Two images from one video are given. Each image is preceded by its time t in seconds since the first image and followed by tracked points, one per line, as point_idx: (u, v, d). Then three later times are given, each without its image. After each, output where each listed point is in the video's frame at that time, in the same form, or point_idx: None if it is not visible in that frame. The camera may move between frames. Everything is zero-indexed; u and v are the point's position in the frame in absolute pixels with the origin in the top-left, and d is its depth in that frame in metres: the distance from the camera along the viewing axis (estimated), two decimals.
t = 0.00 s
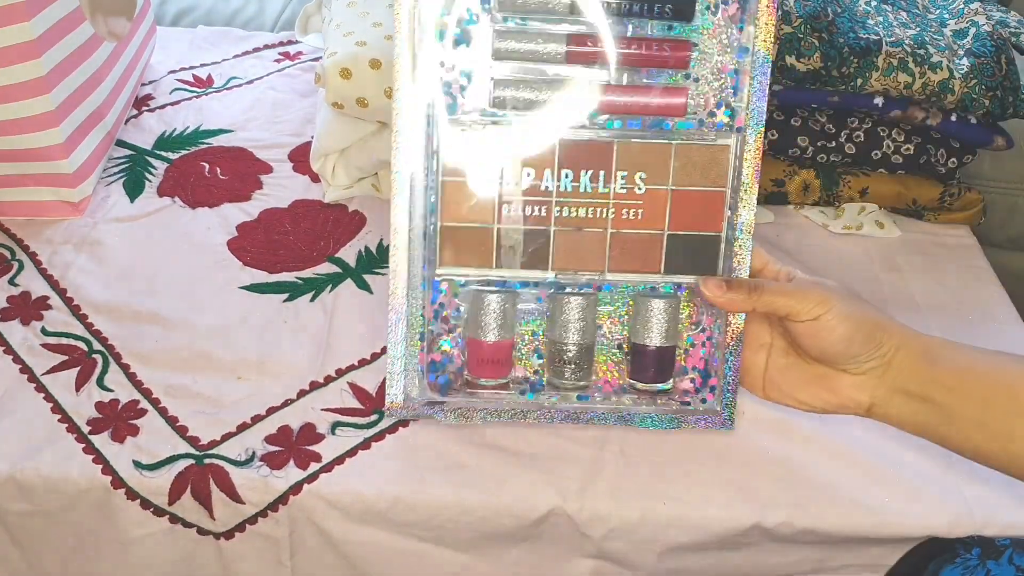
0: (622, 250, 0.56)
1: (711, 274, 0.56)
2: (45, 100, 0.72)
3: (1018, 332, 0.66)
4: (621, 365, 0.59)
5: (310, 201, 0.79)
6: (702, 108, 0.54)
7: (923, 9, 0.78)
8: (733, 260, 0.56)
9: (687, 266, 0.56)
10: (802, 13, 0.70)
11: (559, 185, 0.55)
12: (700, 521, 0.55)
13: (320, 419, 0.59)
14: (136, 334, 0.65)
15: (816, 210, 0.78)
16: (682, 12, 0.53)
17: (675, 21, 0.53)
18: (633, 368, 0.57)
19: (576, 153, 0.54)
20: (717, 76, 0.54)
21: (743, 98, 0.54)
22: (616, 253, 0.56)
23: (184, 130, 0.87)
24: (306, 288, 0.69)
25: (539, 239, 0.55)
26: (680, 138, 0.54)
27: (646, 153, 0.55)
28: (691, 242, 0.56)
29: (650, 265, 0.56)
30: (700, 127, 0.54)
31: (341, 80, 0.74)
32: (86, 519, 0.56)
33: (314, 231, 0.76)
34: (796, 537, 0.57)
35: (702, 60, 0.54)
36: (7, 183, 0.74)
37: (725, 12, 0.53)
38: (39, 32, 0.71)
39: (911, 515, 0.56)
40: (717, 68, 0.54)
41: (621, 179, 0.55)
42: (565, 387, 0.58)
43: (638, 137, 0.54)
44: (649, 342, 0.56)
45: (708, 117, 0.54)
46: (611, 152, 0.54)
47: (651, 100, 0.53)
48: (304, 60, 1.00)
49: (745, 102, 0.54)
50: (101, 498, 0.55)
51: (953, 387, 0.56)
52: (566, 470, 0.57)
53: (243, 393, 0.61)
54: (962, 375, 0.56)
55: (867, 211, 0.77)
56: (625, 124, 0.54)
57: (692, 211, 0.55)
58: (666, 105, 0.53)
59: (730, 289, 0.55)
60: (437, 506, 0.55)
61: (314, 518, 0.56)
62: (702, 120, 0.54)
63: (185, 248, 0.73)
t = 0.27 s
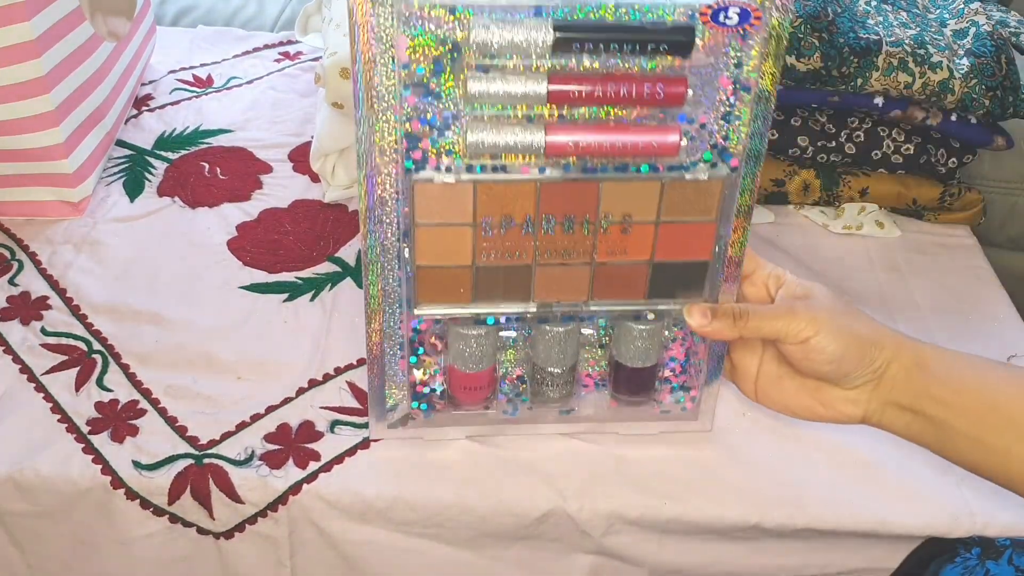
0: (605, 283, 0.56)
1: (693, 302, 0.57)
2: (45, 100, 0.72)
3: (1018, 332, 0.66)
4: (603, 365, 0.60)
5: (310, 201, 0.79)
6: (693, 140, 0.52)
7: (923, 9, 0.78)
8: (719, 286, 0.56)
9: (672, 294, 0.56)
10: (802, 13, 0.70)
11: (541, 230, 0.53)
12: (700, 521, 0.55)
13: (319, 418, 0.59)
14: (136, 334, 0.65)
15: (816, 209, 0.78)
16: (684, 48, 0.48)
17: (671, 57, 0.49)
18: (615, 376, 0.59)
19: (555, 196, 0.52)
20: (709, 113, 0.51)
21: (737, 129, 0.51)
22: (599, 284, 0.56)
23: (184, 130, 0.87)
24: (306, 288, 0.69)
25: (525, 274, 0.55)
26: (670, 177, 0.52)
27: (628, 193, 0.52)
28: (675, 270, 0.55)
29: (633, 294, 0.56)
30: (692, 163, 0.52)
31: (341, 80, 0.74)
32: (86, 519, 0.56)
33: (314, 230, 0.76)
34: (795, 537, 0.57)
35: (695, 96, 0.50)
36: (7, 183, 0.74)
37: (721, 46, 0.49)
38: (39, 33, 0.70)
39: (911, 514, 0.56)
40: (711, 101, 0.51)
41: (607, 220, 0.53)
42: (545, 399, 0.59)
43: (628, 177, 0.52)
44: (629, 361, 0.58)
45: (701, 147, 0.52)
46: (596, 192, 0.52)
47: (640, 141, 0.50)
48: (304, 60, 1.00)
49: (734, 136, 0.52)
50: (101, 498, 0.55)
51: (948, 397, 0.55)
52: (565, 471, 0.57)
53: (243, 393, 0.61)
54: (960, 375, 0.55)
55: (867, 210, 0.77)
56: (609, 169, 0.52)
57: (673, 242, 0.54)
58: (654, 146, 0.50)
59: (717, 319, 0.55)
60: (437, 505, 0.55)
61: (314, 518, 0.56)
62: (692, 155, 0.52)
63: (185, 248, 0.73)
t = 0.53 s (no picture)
0: (609, 298, 0.55)
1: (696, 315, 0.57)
2: (44, 100, 0.72)
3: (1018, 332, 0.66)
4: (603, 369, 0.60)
5: (310, 201, 0.79)
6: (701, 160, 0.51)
7: (923, 9, 0.77)
8: (722, 298, 0.56)
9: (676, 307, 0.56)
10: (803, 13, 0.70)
11: (545, 247, 0.53)
12: (701, 521, 0.55)
13: (319, 418, 0.59)
14: (136, 334, 0.65)
15: (815, 210, 0.78)
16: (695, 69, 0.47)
17: (682, 76, 0.48)
18: (616, 382, 0.59)
19: (560, 216, 0.51)
20: (719, 133, 0.50)
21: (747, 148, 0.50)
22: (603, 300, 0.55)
23: (184, 130, 0.87)
24: (306, 288, 0.69)
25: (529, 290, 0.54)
26: (676, 194, 0.51)
27: (632, 210, 0.52)
28: (680, 282, 0.55)
29: (637, 308, 0.56)
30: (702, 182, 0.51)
31: (341, 80, 0.74)
32: (86, 519, 0.56)
33: (314, 231, 0.75)
34: (796, 537, 0.57)
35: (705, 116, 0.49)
36: (7, 183, 0.74)
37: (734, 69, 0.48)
38: (39, 33, 0.70)
39: (912, 513, 0.56)
40: (720, 123, 0.50)
41: (612, 238, 0.53)
42: (546, 405, 0.59)
43: (634, 195, 0.51)
44: (630, 368, 0.57)
45: (709, 166, 0.51)
46: (601, 209, 0.51)
47: (647, 160, 0.49)
48: (304, 60, 1.00)
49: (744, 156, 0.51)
50: (101, 498, 0.55)
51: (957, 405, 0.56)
52: (566, 470, 0.57)
53: (243, 393, 0.61)
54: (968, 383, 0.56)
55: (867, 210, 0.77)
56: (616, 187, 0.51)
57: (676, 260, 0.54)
58: (662, 166, 0.49)
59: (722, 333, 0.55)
60: (438, 505, 0.55)
61: (314, 518, 0.56)
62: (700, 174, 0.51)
63: (184, 248, 0.73)
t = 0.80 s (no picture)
0: (607, 283, 0.56)
1: (694, 302, 0.57)
2: (44, 100, 0.72)
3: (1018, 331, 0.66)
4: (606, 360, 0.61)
5: (310, 201, 0.79)
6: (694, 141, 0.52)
7: (923, 9, 0.77)
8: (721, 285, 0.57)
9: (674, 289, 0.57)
10: (803, 13, 0.70)
11: (543, 231, 0.53)
12: (702, 520, 0.55)
13: (319, 418, 0.59)
14: (136, 334, 0.65)
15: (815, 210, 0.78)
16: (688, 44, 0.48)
17: (674, 55, 0.49)
18: (617, 371, 0.60)
19: (558, 200, 0.52)
20: (710, 111, 0.51)
21: (737, 124, 0.51)
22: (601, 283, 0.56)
23: (184, 130, 0.87)
24: (306, 288, 0.69)
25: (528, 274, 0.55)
26: (671, 173, 0.52)
27: (629, 192, 0.52)
28: (676, 266, 0.56)
29: (635, 293, 0.56)
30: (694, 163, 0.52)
31: (341, 80, 0.74)
32: (86, 520, 0.56)
33: (314, 231, 0.75)
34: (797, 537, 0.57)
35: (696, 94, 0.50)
36: (7, 183, 0.74)
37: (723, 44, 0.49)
38: (39, 33, 0.70)
39: (913, 511, 0.56)
40: (712, 100, 0.51)
41: (610, 221, 0.53)
42: (547, 397, 0.60)
43: (631, 176, 0.52)
44: (630, 356, 0.58)
45: (701, 146, 0.52)
46: (598, 191, 0.52)
47: (643, 139, 0.50)
48: (304, 60, 1.00)
49: (732, 134, 0.52)
50: (101, 498, 0.55)
51: (985, 344, 0.52)
52: (566, 470, 0.57)
53: (243, 393, 0.61)
54: (995, 319, 0.52)
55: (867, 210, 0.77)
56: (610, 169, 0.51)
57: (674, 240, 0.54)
58: (657, 145, 0.50)
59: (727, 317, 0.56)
60: (438, 505, 0.55)
61: (313, 518, 0.56)
62: (693, 157, 0.52)
63: (184, 248, 0.73)
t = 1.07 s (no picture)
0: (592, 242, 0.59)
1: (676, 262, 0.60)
2: (45, 100, 0.72)
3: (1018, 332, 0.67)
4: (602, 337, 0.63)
5: (310, 201, 0.79)
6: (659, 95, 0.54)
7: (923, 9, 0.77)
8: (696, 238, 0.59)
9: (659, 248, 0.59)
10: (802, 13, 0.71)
11: (525, 188, 0.56)
12: (701, 518, 0.55)
13: (319, 418, 0.59)
14: (136, 334, 0.65)
15: (816, 210, 0.78)
16: None
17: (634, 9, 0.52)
18: (613, 345, 0.62)
19: (538, 159, 0.55)
20: (673, 65, 0.54)
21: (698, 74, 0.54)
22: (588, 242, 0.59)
23: (184, 130, 0.87)
24: (306, 288, 0.69)
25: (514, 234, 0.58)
26: (641, 128, 0.55)
27: (609, 148, 0.55)
28: (655, 224, 0.58)
29: (619, 252, 0.59)
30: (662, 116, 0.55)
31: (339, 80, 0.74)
32: (86, 520, 0.56)
33: (313, 231, 0.75)
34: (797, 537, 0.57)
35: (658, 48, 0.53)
36: (7, 183, 0.74)
37: None
38: (39, 32, 0.70)
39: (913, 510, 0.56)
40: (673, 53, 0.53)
41: (591, 179, 0.56)
42: (547, 373, 0.62)
43: (607, 134, 0.55)
44: (627, 326, 0.61)
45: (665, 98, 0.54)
46: (574, 151, 0.55)
47: (612, 92, 0.53)
48: (304, 60, 1.00)
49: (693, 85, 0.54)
50: (101, 498, 0.55)
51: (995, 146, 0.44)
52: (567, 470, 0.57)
53: (243, 393, 0.61)
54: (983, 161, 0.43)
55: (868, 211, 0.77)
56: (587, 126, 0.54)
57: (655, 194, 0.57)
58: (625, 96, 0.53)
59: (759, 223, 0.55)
60: (438, 505, 0.55)
61: (313, 518, 0.56)
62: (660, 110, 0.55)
63: (185, 248, 0.73)
